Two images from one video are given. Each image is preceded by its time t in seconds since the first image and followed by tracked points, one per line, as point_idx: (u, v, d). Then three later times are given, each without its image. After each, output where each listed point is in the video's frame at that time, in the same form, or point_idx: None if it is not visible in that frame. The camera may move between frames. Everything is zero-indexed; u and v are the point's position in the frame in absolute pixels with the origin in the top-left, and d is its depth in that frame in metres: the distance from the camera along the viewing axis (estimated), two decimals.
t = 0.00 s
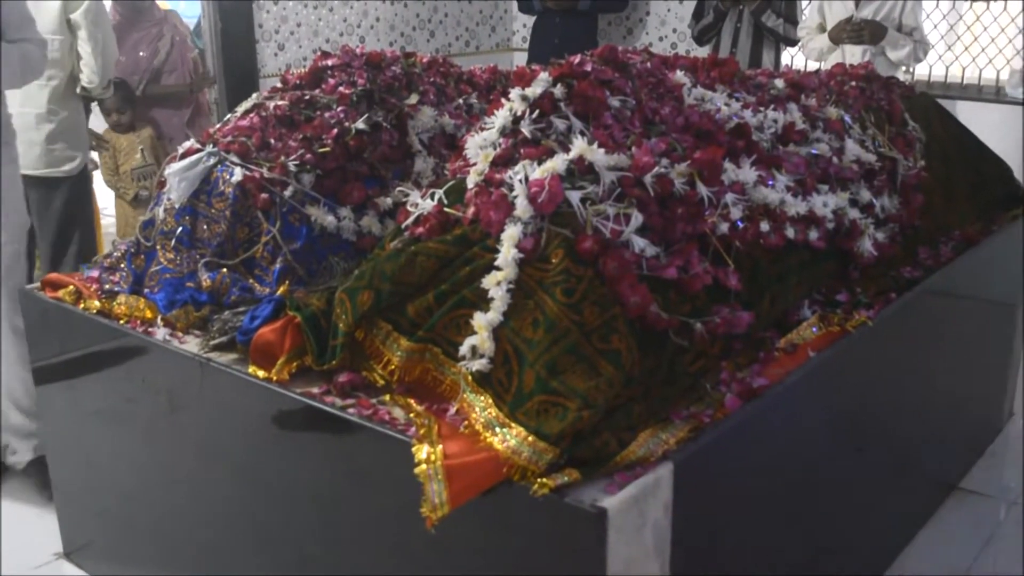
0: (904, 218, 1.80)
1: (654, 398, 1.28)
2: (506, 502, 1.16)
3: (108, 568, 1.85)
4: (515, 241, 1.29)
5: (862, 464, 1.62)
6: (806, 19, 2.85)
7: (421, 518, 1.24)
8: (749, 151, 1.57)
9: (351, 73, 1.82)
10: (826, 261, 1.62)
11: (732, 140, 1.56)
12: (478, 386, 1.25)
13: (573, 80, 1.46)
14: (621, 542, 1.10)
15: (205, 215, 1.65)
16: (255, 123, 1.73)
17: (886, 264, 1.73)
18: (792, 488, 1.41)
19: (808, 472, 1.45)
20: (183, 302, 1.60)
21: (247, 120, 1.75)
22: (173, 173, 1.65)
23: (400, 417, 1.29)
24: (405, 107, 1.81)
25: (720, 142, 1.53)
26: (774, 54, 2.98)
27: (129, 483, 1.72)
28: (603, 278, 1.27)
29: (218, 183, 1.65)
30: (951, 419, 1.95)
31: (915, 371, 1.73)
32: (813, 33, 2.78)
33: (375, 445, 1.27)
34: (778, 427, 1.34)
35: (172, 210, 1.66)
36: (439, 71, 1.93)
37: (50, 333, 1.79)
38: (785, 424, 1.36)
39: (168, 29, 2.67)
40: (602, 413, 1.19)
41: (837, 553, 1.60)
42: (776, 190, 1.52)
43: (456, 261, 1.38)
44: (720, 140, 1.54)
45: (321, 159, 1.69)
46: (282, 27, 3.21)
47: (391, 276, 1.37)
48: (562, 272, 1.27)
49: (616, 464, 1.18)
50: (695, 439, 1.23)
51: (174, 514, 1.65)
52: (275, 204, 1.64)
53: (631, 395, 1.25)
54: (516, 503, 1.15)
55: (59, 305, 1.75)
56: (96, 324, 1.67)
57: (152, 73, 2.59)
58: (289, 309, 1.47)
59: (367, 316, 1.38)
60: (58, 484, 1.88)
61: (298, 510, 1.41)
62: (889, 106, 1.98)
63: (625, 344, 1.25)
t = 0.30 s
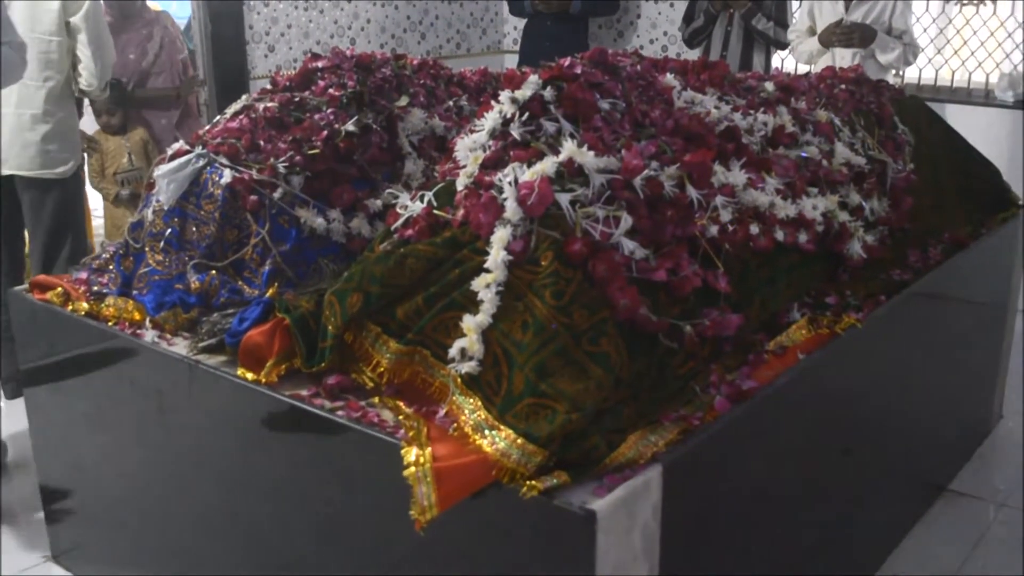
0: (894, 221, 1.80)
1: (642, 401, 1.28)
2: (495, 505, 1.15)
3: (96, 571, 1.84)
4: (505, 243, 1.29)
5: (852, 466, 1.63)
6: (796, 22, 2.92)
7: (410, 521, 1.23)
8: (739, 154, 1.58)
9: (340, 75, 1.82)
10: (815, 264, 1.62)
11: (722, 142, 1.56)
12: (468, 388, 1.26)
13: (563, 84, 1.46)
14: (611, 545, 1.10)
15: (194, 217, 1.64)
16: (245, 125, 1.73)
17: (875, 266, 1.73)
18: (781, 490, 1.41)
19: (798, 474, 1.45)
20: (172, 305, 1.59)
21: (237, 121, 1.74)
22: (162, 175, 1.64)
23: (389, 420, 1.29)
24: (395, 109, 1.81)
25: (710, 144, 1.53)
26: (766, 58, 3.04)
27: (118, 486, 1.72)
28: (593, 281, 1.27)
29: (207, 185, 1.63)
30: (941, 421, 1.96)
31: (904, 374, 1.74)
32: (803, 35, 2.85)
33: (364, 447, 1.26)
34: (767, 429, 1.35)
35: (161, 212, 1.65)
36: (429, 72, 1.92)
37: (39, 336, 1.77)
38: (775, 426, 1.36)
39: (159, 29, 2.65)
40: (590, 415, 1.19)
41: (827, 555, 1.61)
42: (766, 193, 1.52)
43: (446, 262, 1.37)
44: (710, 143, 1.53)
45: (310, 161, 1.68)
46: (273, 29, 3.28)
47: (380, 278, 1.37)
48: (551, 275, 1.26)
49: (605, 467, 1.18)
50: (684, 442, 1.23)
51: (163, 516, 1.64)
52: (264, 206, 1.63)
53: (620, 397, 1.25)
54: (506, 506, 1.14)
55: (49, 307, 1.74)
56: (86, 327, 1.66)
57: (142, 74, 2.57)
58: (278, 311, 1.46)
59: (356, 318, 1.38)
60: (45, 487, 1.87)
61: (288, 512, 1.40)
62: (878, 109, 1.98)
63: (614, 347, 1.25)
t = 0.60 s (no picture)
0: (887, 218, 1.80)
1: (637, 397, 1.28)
2: (489, 502, 1.15)
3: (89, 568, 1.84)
4: (499, 241, 1.28)
5: (846, 461, 1.63)
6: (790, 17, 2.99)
7: (404, 519, 1.23)
8: (733, 150, 1.58)
9: (334, 72, 1.81)
10: (809, 260, 1.62)
11: (717, 139, 1.56)
12: (462, 385, 1.25)
13: (556, 79, 1.46)
14: (606, 541, 1.10)
15: (188, 214, 1.63)
16: (238, 121, 1.73)
17: (869, 263, 1.73)
18: (775, 486, 1.41)
19: (792, 470, 1.45)
20: (165, 303, 1.59)
21: (230, 118, 1.74)
22: (154, 171, 1.64)
23: (383, 417, 1.29)
24: (389, 105, 1.80)
25: (705, 141, 1.53)
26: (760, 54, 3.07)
27: (111, 484, 1.72)
28: (587, 278, 1.27)
29: (200, 181, 1.63)
30: (935, 417, 1.96)
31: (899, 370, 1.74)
32: (797, 32, 2.95)
33: (358, 445, 1.26)
34: (761, 425, 1.34)
35: (153, 209, 1.65)
36: (423, 69, 1.92)
37: (34, 333, 1.77)
38: (769, 423, 1.36)
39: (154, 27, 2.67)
40: (584, 411, 1.19)
41: (822, 552, 1.61)
42: (761, 191, 1.52)
43: (440, 259, 1.37)
44: (704, 139, 1.54)
45: (304, 158, 1.67)
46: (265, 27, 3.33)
47: (374, 275, 1.36)
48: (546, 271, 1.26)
49: (599, 464, 1.17)
50: (678, 438, 1.22)
51: (157, 515, 1.64)
52: (257, 203, 1.62)
53: (614, 393, 1.25)
54: (500, 503, 1.14)
55: (43, 304, 1.73)
56: (79, 324, 1.66)
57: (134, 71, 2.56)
58: (272, 308, 1.46)
59: (350, 315, 1.38)
60: (39, 485, 1.87)
61: (282, 510, 1.40)
62: (874, 105, 1.98)
63: (608, 343, 1.25)
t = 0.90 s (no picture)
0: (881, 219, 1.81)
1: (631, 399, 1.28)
2: (484, 504, 1.15)
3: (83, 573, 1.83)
4: (493, 243, 1.28)
5: (841, 462, 1.63)
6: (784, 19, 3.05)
7: (399, 521, 1.23)
8: (726, 151, 1.58)
9: (327, 75, 1.81)
10: (803, 261, 1.62)
11: (710, 140, 1.56)
12: (456, 387, 1.26)
13: (550, 81, 1.46)
14: (601, 542, 1.10)
15: (181, 217, 1.63)
16: (231, 124, 1.72)
17: (863, 264, 1.73)
18: (770, 487, 1.41)
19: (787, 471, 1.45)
20: (159, 306, 1.58)
21: (223, 121, 1.73)
22: (148, 174, 1.63)
23: (378, 419, 1.29)
24: (382, 107, 1.80)
25: (698, 142, 1.53)
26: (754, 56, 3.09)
27: (105, 487, 1.71)
28: (581, 279, 1.27)
29: (194, 184, 1.63)
30: (930, 418, 1.96)
31: (893, 371, 1.74)
32: (790, 33, 3.00)
33: (352, 448, 1.26)
34: (756, 426, 1.34)
35: (147, 212, 1.64)
36: (416, 71, 1.92)
37: (27, 337, 1.76)
38: (763, 424, 1.36)
39: (149, 31, 2.69)
40: (579, 413, 1.19)
41: (817, 552, 1.61)
42: (755, 192, 1.52)
43: (433, 261, 1.37)
44: (697, 140, 1.54)
45: (297, 160, 1.67)
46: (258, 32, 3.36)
47: (368, 277, 1.36)
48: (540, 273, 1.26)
49: (594, 465, 1.17)
50: (672, 439, 1.22)
51: (151, 519, 1.63)
52: (250, 205, 1.62)
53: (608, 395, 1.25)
54: (495, 505, 1.14)
55: (35, 307, 1.72)
56: (73, 327, 1.65)
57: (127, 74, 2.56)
58: (265, 310, 1.46)
59: (344, 317, 1.38)
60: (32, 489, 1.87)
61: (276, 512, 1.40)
62: (867, 106, 1.98)
63: (603, 344, 1.25)
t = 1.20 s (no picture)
0: (869, 219, 1.82)
1: (621, 400, 1.28)
2: (475, 507, 1.15)
3: None
4: (483, 245, 1.28)
5: (831, 461, 1.63)
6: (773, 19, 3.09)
7: (390, 524, 1.23)
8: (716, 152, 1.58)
9: (316, 76, 1.80)
10: (793, 261, 1.62)
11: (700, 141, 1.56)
12: (447, 390, 1.26)
13: (540, 82, 1.46)
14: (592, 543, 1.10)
15: (170, 219, 1.63)
16: (220, 126, 1.72)
17: (853, 264, 1.74)
18: (761, 487, 1.41)
19: (778, 471, 1.45)
20: (148, 308, 1.58)
21: (212, 122, 1.73)
22: (136, 177, 1.63)
23: (368, 421, 1.28)
24: (372, 109, 1.80)
25: (689, 143, 1.53)
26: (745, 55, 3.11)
27: (94, 492, 1.70)
28: (572, 281, 1.27)
29: (183, 186, 1.63)
30: (920, 417, 1.97)
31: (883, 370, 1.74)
32: (780, 33, 3.07)
33: (343, 450, 1.25)
34: (747, 426, 1.34)
35: (135, 214, 1.64)
36: (406, 72, 1.92)
37: (15, 341, 1.74)
38: (754, 424, 1.36)
39: (139, 33, 2.71)
40: (569, 414, 1.19)
41: (808, 552, 1.61)
42: (746, 192, 1.53)
43: (423, 263, 1.37)
44: (688, 141, 1.54)
45: (287, 163, 1.67)
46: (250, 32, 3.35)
47: (358, 279, 1.36)
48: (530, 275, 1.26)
49: (584, 466, 1.18)
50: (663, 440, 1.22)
51: (141, 523, 1.63)
52: (240, 207, 1.62)
53: (600, 397, 1.25)
54: (486, 507, 1.14)
55: (22, 311, 1.71)
56: (61, 330, 1.64)
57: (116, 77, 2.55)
58: (256, 313, 1.46)
59: (334, 319, 1.37)
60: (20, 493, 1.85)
61: (267, 515, 1.39)
62: (856, 106, 1.99)
63: (593, 345, 1.25)
